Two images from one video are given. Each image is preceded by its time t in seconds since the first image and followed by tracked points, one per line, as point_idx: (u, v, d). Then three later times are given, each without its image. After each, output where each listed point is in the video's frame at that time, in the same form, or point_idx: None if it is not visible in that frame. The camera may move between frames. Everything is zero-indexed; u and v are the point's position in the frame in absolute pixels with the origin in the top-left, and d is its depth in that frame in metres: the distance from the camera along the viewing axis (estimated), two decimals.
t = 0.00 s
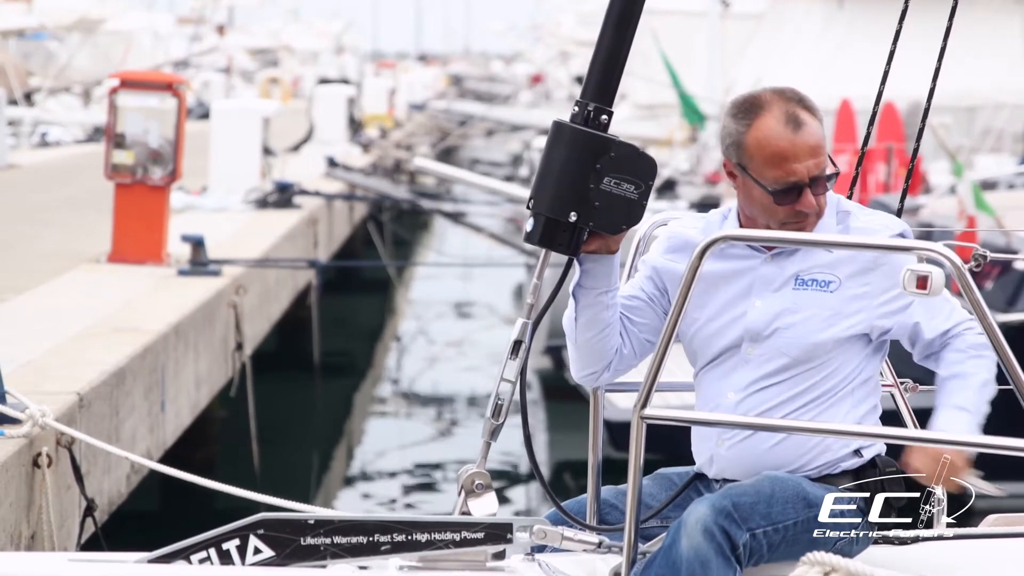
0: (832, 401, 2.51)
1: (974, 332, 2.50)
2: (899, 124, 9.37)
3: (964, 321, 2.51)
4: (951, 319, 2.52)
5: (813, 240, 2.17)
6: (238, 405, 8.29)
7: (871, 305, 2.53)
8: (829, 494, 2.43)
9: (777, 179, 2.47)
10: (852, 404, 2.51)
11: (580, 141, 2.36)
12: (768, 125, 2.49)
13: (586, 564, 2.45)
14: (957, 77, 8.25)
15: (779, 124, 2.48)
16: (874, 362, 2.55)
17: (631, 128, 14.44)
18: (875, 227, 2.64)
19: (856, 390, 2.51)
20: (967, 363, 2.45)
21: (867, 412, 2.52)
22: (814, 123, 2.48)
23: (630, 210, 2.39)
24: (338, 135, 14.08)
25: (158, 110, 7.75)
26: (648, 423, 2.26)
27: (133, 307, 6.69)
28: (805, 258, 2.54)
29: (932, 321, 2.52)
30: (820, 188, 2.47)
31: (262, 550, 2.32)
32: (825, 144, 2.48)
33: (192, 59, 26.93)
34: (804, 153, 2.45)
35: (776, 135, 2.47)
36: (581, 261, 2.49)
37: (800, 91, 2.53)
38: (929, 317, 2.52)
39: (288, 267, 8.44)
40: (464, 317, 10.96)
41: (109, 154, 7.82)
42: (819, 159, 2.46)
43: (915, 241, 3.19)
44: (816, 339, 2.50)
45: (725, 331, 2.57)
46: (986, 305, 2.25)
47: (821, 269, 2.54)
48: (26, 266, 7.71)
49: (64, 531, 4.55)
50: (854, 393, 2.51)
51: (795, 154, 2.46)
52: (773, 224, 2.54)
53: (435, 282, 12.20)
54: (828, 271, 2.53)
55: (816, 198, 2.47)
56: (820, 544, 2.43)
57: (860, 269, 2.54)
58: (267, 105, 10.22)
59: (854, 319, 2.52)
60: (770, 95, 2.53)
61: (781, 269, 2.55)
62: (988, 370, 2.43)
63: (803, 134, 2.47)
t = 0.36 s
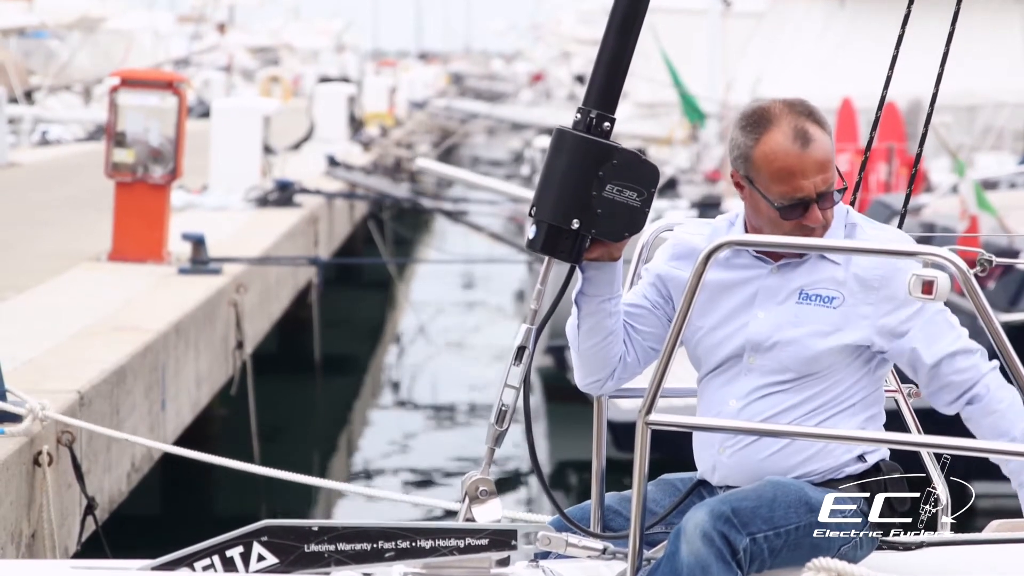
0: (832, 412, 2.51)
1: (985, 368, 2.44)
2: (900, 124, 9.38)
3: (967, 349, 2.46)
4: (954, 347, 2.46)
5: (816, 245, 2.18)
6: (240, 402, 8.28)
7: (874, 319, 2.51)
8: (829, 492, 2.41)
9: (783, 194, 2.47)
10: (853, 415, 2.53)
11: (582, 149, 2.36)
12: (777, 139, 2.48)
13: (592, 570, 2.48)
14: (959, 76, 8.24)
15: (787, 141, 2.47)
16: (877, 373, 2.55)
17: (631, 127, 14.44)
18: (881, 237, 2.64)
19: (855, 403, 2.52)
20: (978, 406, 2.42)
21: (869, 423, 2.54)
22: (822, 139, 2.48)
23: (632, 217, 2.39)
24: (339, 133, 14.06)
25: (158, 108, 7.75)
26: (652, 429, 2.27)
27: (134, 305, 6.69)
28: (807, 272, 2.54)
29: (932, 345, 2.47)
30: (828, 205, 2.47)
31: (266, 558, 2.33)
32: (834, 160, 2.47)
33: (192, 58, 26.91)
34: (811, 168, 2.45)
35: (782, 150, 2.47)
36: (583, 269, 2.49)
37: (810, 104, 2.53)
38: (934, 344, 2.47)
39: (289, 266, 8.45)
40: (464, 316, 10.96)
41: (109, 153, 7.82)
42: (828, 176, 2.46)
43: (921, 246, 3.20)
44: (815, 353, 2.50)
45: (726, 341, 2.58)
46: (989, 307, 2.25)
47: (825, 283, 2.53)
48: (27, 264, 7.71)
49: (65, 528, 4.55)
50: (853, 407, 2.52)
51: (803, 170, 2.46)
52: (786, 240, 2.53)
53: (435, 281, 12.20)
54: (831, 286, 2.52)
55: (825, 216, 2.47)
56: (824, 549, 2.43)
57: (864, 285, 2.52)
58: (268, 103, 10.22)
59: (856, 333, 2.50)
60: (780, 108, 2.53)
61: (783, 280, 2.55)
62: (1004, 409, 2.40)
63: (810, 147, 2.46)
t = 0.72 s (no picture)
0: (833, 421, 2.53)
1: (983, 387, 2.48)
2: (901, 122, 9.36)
3: (966, 364, 2.49)
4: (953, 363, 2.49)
5: (821, 250, 2.18)
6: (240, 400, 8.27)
7: (877, 329, 2.52)
8: (828, 493, 2.42)
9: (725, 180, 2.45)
10: (856, 422, 2.54)
11: (586, 153, 2.35)
12: (748, 124, 2.43)
13: None
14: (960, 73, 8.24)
15: (752, 129, 2.42)
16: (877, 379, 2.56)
17: (632, 125, 14.42)
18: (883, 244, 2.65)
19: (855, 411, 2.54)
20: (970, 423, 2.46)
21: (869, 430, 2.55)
22: (787, 138, 2.39)
23: (634, 223, 2.39)
24: (339, 131, 14.06)
25: (159, 106, 7.74)
26: (657, 434, 2.27)
27: (135, 303, 6.69)
28: (810, 282, 2.53)
29: (932, 360, 2.49)
30: (765, 203, 2.40)
31: (269, 564, 2.32)
32: (790, 163, 2.38)
33: (193, 56, 26.86)
34: (756, 162, 2.39)
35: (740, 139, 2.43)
36: (587, 275, 2.49)
37: (802, 102, 2.43)
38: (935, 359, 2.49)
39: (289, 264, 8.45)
40: (465, 314, 10.95)
41: (109, 151, 7.82)
42: (774, 176, 2.39)
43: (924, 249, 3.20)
44: (819, 364, 2.50)
45: (730, 349, 2.58)
46: (993, 309, 2.26)
47: (828, 294, 2.52)
48: (28, 262, 7.71)
49: (65, 526, 4.55)
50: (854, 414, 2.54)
51: (749, 162, 2.40)
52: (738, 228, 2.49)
53: (435, 280, 12.20)
54: (834, 296, 2.52)
55: (758, 213, 2.42)
56: (828, 554, 2.44)
57: (867, 295, 2.52)
58: (268, 101, 10.21)
59: (859, 344, 2.51)
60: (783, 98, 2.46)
61: (786, 289, 2.54)
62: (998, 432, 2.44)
63: (766, 144, 2.39)
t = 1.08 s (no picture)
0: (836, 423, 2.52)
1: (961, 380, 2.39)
2: (902, 122, 9.35)
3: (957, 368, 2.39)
4: (939, 356, 2.42)
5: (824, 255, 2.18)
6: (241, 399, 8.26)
7: (873, 330, 2.49)
8: (829, 494, 2.43)
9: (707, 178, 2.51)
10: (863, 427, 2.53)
11: (588, 159, 2.34)
12: (734, 125, 2.51)
13: None
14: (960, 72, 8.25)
15: (734, 129, 2.49)
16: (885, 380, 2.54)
17: (633, 124, 14.42)
18: (886, 247, 2.63)
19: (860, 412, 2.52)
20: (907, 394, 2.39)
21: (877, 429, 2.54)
22: (761, 139, 2.45)
23: (638, 228, 2.37)
24: (339, 130, 14.06)
25: (159, 106, 7.74)
26: (661, 440, 2.27)
27: (136, 303, 6.69)
28: (805, 283, 2.54)
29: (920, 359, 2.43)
30: (731, 202, 2.47)
31: (271, 570, 2.34)
32: (759, 164, 2.44)
33: (193, 55, 26.85)
34: (728, 161, 2.46)
35: (725, 141, 2.50)
36: (590, 281, 2.50)
37: (794, 111, 2.48)
38: (910, 349, 2.45)
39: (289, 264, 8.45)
40: (466, 313, 10.96)
41: (110, 151, 7.81)
42: (743, 174, 2.45)
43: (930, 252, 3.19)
44: (813, 366, 2.51)
45: (730, 353, 2.60)
46: (998, 313, 2.26)
47: (823, 296, 2.52)
48: (29, 262, 7.71)
49: (66, 526, 4.56)
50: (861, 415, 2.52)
51: (725, 161, 2.47)
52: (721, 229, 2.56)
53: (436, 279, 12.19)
54: (828, 298, 2.51)
55: (726, 211, 2.48)
56: (833, 560, 2.43)
57: (862, 297, 2.50)
58: (269, 100, 10.21)
59: (853, 346, 2.50)
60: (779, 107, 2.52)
61: (782, 292, 2.54)
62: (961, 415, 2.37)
63: (745, 145, 2.45)
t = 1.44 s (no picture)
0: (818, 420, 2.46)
1: (804, 349, 2.33)
2: (902, 121, 9.36)
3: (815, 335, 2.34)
4: (827, 330, 2.37)
5: (826, 256, 2.18)
6: (241, 398, 8.26)
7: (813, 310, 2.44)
8: (828, 494, 2.42)
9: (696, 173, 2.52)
10: (854, 427, 2.47)
11: (589, 165, 2.32)
12: (720, 116, 2.50)
13: None
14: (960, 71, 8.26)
15: (720, 122, 2.49)
16: (876, 382, 2.47)
17: (633, 124, 14.44)
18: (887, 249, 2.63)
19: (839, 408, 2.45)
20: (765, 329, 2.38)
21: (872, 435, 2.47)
22: (743, 130, 2.44)
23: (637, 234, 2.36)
24: (340, 129, 14.06)
25: (160, 106, 7.74)
26: (661, 441, 2.27)
27: (137, 302, 6.69)
28: (782, 276, 2.53)
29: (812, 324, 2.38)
30: (718, 193, 2.46)
31: (271, 572, 2.34)
32: (742, 154, 2.43)
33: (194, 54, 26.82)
34: (714, 153, 2.45)
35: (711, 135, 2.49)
36: (593, 286, 2.52)
37: (775, 101, 2.46)
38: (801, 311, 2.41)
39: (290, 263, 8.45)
40: (466, 312, 10.96)
41: (110, 150, 7.81)
42: (727, 167, 2.44)
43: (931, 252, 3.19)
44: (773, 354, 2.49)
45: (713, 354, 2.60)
46: (1000, 316, 2.26)
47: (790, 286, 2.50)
48: (29, 261, 7.71)
49: (67, 525, 4.56)
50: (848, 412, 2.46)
51: (710, 154, 2.47)
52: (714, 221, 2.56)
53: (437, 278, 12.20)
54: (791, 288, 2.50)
55: (715, 203, 2.48)
56: (833, 562, 2.43)
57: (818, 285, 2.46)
58: (270, 100, 10.21)
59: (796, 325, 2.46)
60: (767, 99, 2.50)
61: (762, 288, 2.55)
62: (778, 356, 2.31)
63: (728, 138, 2.45)
